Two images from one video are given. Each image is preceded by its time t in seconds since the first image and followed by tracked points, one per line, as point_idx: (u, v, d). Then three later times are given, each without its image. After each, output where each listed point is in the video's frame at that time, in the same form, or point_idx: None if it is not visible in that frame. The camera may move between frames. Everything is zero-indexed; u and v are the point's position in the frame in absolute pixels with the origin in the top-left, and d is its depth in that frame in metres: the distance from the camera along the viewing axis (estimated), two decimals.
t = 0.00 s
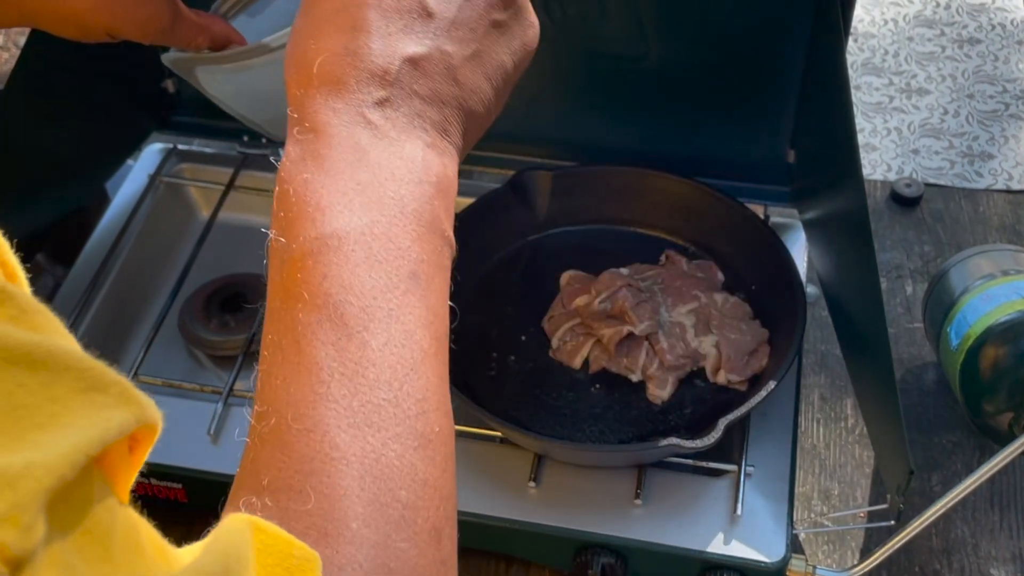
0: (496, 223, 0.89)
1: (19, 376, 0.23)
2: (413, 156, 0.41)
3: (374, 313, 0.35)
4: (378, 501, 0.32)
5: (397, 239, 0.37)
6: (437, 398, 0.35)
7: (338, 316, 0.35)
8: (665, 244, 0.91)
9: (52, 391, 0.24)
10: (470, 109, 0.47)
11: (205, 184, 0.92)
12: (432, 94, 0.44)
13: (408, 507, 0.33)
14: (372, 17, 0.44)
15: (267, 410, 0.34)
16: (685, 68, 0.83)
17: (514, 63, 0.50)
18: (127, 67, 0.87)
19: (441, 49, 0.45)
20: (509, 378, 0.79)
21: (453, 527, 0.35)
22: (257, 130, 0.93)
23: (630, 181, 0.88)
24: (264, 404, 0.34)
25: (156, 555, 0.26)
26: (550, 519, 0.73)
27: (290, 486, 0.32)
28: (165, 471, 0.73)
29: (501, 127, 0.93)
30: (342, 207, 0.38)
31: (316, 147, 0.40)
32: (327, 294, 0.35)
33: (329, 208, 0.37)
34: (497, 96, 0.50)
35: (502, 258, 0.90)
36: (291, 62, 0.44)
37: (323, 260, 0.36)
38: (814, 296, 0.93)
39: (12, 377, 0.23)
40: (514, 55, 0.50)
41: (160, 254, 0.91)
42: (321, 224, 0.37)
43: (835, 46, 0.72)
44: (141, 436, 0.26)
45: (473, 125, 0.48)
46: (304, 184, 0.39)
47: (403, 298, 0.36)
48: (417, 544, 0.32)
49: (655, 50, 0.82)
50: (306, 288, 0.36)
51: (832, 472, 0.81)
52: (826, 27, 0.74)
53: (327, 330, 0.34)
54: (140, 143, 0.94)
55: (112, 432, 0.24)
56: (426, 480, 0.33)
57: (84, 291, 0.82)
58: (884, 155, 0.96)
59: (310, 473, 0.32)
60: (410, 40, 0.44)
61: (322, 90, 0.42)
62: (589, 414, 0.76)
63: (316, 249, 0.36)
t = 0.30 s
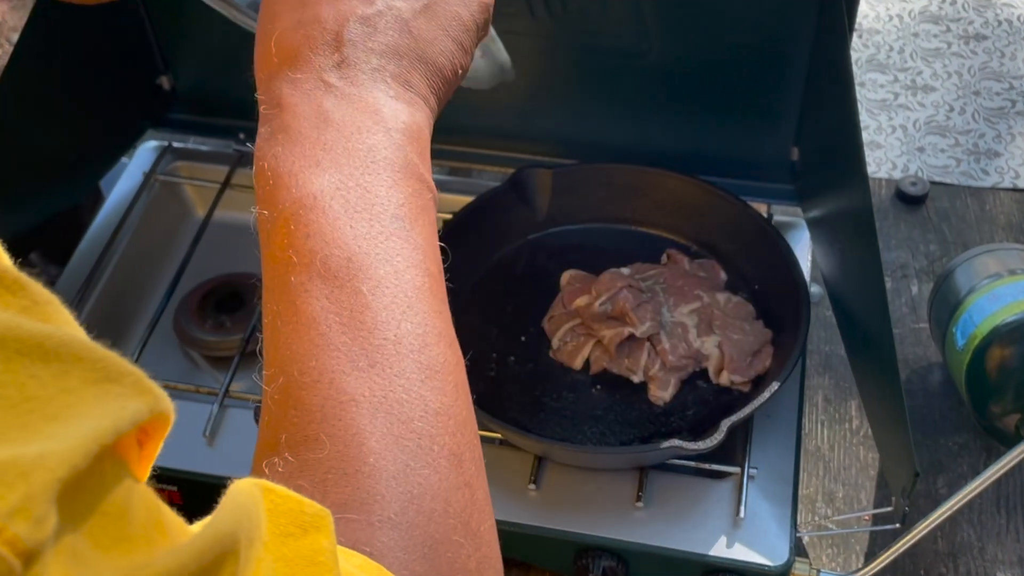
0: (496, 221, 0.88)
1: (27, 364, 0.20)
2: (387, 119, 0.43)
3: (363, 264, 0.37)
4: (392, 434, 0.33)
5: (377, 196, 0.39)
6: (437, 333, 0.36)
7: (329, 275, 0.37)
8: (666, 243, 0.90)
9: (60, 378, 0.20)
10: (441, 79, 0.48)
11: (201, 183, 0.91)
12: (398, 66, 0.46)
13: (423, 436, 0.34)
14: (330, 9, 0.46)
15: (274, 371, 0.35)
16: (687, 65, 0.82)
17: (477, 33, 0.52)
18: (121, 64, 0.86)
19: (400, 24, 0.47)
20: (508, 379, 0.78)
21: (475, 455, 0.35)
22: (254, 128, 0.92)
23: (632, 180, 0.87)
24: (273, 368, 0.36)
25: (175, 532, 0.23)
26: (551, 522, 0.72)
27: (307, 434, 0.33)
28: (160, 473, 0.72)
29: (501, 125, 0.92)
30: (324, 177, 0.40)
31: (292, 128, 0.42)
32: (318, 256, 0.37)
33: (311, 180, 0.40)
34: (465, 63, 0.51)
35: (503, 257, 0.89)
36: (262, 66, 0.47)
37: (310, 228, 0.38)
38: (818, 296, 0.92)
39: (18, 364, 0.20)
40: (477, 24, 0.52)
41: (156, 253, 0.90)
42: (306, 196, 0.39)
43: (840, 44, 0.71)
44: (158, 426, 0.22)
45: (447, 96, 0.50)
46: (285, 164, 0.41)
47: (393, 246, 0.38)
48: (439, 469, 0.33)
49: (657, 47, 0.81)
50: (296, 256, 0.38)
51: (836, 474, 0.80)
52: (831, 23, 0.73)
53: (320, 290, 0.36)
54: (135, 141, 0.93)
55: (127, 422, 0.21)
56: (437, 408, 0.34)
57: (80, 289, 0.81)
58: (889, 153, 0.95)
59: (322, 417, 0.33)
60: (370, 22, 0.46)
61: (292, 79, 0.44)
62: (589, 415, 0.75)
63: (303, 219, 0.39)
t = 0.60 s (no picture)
0: (495, 220, 0.87)
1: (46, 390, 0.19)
2: (400, 116, 0.41)
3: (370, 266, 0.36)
4: (402, 440, 0.32)
5: (387, 196, 0.38)
6: (449, 338, 0.35)
7: (340, 276, 0.36)
8: (668, 242, 0.89)
9: (77, 401, 0.20)
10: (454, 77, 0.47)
11: (196, 180, 0.90)
12: (410, 61, 0.45)
13: (434, 443, 0.32)
14: (345, 3, 0.45)
15: (283, 374, 0.34)
16: (690, 62, 0.81)
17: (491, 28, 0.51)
18: (116, 61, 0.84)
19: (414, 20, 0.46)
20: (508, 380, 0.77)
21: (486, 463, 0.34)
22: (250, 126, 0.91)
23: (633, 179, 0.86)
24: (282, 370, 0.35)
25: (189, 549, 0.22)
26: (551, 526, 0.71)
27: (316, 439, 0.32)
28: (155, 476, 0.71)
29: (500, 122, 0.90)
30: (334, 175, 0.39)
31: (304, 123, 0.41)
32: (326, 257, 0.36)
33: (321, 179, 0.39)
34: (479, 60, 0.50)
35: (502, 256, 0.88)
36: (275, 61, 0.46)
37: (321, 226, 0.37)
38: (822, 295, 0.91)
39: (35, 388, 0.19)
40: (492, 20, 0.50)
41: (151, 251, 0.89)
42: (316, 195, 0.38)
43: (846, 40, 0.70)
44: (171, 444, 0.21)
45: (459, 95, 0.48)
46: (295, 161, 0.40)
47: (401, 250, 0.37)
48: (449, 477, 0.32)
49: (659, 44, 0.80)
50: (307, 256, 0.37)
51: (840, 476, 0.79)
52: (837, 19, 0.71)
53: (331, 291, 0.35)
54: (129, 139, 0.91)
55: (143, 445, 0.20)
56: (449, 414, 0.33)
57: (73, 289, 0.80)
58: (894, 150, 0.94)
59: (332, 422, 0.32)
60: (384, 18, 0.45)
61: (304, 74, 0.43)
62: (590, 416, 0.74)
63: (314, 217, 0.37)
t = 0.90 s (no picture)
0: (495, 219, 0.85)
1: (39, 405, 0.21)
2: (398, 128, 0.41)
3: (363, 282, 0.35)
4: (388, 472, 0.31)
5: (382, 209, 0.37)
6: (441, 361, 0.34)
7: (332, 295, 0.35)
8: (670, 240, 0.88)
9: (66, 413, 0.21)
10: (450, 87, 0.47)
11: (191, 178, 0.89)
12: (409, 72, 0.44)
13: (420, 474, 0.32)
14: (347, 5, 0.44)
15: (268, 390, 0.33)
16: (692, 58, 0.79)
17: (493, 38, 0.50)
18: (109, 55, 0.83)
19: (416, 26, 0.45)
20: (507, 381, 0.76)
21: (472, 491, 0.34)
22: (246, 123, 0.89)
23: (634, 177, 0.85)
24: (267, 387, 0.34)
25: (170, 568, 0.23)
26: (551, 528, 0.70)
27: (299, 463, 0.31)
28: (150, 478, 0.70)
29: (500, 120, 0.89)
30: (326, 185, 0.38)
31: (299, 128, 0.40)
32: (318, 269, 0.35)
33: (313, 187, 0.38)
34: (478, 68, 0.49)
35: (502, 256, 0.87)
36: (269, 55, 0.45)
37: (314, 240, 0.36)
38: (826, 295, 0.90)
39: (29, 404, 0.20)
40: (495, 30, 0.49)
41: (146, 250, 0.88)
42: (307, 204, 0.37)
43: (851, 35, 0.68)
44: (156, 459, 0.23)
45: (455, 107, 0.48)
46: (285, 166, 0.39)
47: (396, 268, 0.36)
48: (433, 509, 0.31)
49: (661, 40, 0.78)
50: (296, 268, 0.36)
51: (844, 478, 0.78)
52: (842, 14, 0.70)
53: (322, 309, 0.34)
54: (123, 136, 0.90)
55: (131, 458, 0.21)
56: (438, 445, 0.32)
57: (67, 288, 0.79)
58: (899, 148, 0.93)
59: (317, 446, 0.31)
60: (385, 25, 0.44)
61: (302, 75, 0.42)
62: (591, 418, 0.73)
63: (306, 230, 0.36)
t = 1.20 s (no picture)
0: (494, 218, 0.84)
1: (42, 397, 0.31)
2: (368, 392, 0.44)
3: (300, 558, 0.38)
4: None
5: (334, 483, 0.41)
6: None
7: (274, 544, 0.38)
8: (672, 239, 0.86)
9: (63, 415, 0.31)
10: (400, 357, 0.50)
11: (187, 175, 0.88)
12: (388, 334, 0.47)
13: None
14: (375, 250, 0.46)
15: None
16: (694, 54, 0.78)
17: (452, 326, 0.53)
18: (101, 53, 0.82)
19: (415, 297, 0.48)
20: (507, 382, 0.75)
21: None
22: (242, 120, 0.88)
23: (636, 175, 0.84)
24: None
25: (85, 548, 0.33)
26: (551, 531, 0.69)
27: None
28: (144, 480, 0.69)
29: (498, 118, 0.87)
30: (296, 438, 0.40)
31: (294, 359, 0.42)
32: (258, 522, 0.38)
33: (280, 433, 0.40)
34: (421, 362, 0.53)
35: (501, 255, 0.86)
36: (270, 247, 0.45)
37: (271, 483, 0.39)
38: (830, 294, 0.88)
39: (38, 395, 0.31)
40: (455, 318, 0.53)
41: (140, 250, 0.86)
42: (272, 449, 0.40)
43: (855, 30, 0.67)
44: (113, 495, 0.33)
45: (401, 369, 0.51)
46: (269, 398, 0.41)
47: (329, 546, 0.40)
48: None
49: (662, 35, 0.77)
50: (249, 498, 0.39)
51: (849, 481, 0.77)
52: (846, 9, 0.69)
53: (260, 553, 0.38)
54: (117, 134, 0.89)
55: (101, 464, 0.32)
56: None
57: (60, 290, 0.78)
58: (904, 146, 0.92)
59: None
60: (393, 276, 0.47)
61: (312, 297, 0.44)
62: (592, 419, 0.72)
63: (270, 472, 0.39)
